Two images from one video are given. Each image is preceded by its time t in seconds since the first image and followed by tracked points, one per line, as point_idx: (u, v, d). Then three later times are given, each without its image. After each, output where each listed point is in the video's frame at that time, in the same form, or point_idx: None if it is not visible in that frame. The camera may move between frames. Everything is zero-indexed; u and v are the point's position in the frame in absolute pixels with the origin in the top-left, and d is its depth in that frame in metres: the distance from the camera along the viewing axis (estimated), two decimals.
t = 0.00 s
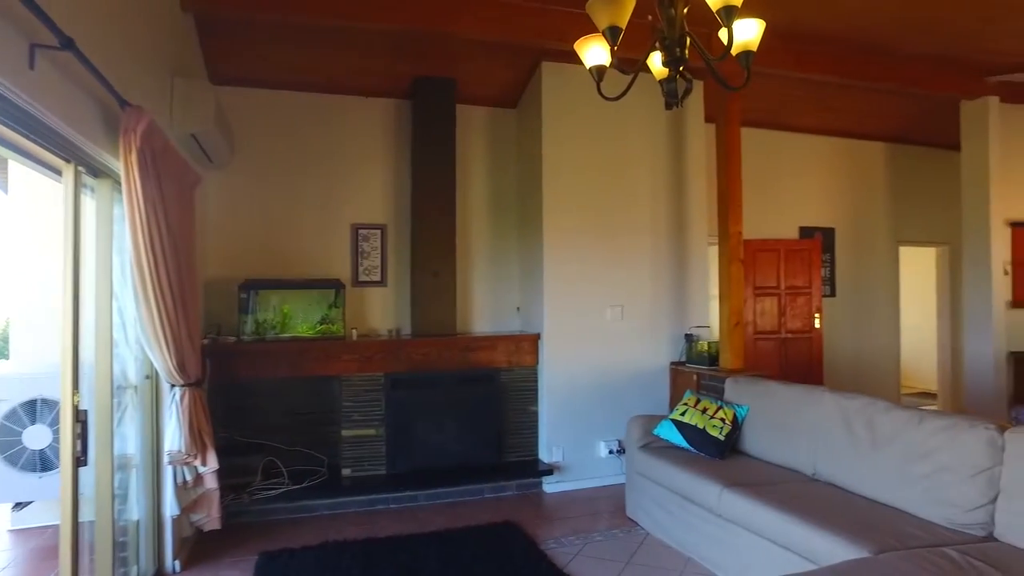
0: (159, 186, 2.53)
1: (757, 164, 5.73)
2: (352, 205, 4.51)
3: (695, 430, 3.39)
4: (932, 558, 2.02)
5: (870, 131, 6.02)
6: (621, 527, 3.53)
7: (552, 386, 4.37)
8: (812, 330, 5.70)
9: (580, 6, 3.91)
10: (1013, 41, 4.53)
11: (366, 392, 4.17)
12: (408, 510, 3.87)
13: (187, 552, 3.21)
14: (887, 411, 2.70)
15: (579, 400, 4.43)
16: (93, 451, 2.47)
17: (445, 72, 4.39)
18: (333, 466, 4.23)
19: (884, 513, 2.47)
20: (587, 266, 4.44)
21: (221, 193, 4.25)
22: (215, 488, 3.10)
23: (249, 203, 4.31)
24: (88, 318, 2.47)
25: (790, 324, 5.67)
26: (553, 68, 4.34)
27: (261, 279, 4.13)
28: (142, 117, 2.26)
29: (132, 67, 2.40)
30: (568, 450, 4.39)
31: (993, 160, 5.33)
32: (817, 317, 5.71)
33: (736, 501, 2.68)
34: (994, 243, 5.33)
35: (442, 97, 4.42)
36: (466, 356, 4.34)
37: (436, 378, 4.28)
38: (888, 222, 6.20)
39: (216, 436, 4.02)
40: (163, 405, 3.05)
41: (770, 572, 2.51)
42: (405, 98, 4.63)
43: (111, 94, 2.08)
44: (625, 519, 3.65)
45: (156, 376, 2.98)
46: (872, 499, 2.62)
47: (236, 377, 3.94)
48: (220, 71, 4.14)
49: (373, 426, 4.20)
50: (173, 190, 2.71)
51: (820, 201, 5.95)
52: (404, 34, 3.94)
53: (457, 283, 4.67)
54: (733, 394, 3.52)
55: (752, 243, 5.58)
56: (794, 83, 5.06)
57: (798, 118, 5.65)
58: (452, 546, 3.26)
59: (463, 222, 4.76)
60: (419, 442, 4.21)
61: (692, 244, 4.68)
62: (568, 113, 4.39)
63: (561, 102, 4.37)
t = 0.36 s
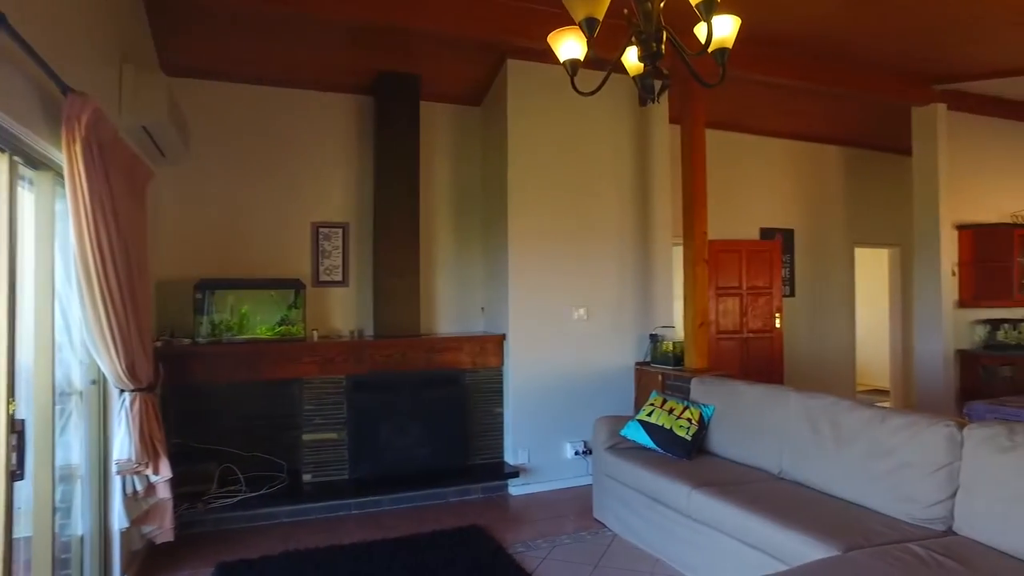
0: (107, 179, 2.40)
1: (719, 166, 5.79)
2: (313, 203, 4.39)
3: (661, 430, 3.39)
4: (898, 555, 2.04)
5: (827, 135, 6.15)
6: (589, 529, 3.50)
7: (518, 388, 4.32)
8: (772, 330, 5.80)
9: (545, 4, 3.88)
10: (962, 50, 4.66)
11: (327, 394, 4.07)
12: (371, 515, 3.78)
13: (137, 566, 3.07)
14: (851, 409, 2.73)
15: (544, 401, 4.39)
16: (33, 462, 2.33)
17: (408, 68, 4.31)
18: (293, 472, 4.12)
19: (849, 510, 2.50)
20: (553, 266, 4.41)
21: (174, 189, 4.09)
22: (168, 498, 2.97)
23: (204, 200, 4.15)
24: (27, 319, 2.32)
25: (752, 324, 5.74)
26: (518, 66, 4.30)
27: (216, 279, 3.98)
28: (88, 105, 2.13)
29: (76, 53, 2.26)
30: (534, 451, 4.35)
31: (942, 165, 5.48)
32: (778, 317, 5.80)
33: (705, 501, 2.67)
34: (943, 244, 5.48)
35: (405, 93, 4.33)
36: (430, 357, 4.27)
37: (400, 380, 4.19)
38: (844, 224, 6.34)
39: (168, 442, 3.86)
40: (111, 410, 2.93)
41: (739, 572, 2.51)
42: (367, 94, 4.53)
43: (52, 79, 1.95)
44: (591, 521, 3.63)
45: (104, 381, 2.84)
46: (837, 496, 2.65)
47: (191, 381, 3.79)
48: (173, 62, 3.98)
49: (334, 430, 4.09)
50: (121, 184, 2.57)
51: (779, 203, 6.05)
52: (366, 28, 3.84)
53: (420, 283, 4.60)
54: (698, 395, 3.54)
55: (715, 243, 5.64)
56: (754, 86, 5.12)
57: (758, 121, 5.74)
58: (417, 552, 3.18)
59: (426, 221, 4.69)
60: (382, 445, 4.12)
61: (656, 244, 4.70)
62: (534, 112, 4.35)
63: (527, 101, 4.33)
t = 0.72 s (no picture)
0: (55, 171, 2.28)
1: (685, 167, 5.84)
2: (275, 200, 4.28)
3: (631, 430, 3.38)
4: (865, 550, 2.07)
5: (790, 137, 6.26)
6: (558, 530, 3.48)
7: (486, 388, 4.27)
8: (737, 329, 5.87)
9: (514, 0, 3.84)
10: (919, 56, 4.78)
11: (291, 396, 3.98)
12: (336, 520, 3.70)
13: None
14: (818, 407, 2.76)
15: (513, 401, 4.35)
16: None
17: (375, 63, 4.23)
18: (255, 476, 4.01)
19: (815, 507, 2.52)
20: (520, 265, 4.38)
21: (129, 185, 3.94)
22: (122, 506, 2.86)
23: (160, 196, 4.01)
24: None
25: (717, 323, 5.80)
26: (486, 63, 4.25)
27: (174, 278, 3.85)
28: (32, 91, 2.01)
29: (20, 37, 2.14)
30: (502, 452, 4.31)
31: (899, 168, 5.62)
32: (743, 316, 5.88)
33: (676, 501, 2.67)
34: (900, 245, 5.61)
35: (371, 89, 4.26)
36: (397, 357, 4.20)
37: (365, 381, 4.12)
38: (805, 225, 6.46)
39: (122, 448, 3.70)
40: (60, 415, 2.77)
41: (710, 572, 2.52)
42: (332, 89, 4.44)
43: None
44: (560, 522, 3.61)
45: (51, 386, 2.70)
46: (804, 494, 2.67)
47: (148, 383, 3.66)
48: (129, 52, 3.83)
49: (297, 432, 3.99)
50: (71, 176, 2.45)
51: (743, 203, 6.14)
52: (330, 21, 3.76)
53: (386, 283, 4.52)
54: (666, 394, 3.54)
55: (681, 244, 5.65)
56: (719, 88, 5.18)
57: (723, 122, 5.80)
58: (383, 557, 3.12)
59: (393, 220, 4.61)
60: (347, 448, 4.04)
61: (624, 244, 4.71)
62: (503, 110, 4.31)
63: (495, 98, 4.29)
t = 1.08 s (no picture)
0: None
1: (655, 166, 5.87)
2: (239, 197, 4.17)
3: (602, 429, 3.37)
4: (838, 547, 2.08)
5: (756, 139, 6.34)
6: (530, 531, 3.46)
7: (456, 389, 4.22)
8: (706, 329, 5.93)
9: None
10: (881, 61, 4.87)
11: (255, 399, 3.87)
12: (303, 525, 3.61)
13: None
14: (789, 405, 2.77)
15: (483, 401, 4.31)
16: None
17: (342, 58, 4.14)
18: (218, 481, 3.90)
19: (786, 504, 2.54)
20: (491, 264, 4.33)
21: (85, 180, 3.79)
22: (76, 515, 2.74)
23: (118, 191, 3.87)
24: None
25: (686, 323, 5.85)
26: (456, 60, 4.20)
27: (133, 277, 3.71)
28: None
29: None
30: (473, 454, 4.26)
31: (862, 170, 5.73)
32: (711, 315, 5.95)
33: (649, 501, 2.66)
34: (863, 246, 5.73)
35: (338, 84, 4.17)
36: (365, 358, 4.12)
37: (332, 382, 4.03)
38: (771, 225, 6.55)
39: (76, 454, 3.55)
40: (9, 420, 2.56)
41: (684, 571, 2.51)
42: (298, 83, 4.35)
43: None
44: (532, 523, 3.59)
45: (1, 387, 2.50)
46: (775, 492, 2.69)
47: (105, 386, 3.52)
48: (84, 42, 3.69)
49: (263, 435, 3.89)
50: (18, 166, 2.33)
51: (711, 203, 6.19)
52: (296, 14, 3.67)
53: (354, 283, 4.43)
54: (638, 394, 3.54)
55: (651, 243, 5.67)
56: (689, 88, 5.21)
57: (692, 123, 5.85)
58: (351, 562, 3.04)
59: (361, 219, 4.53)
60: (314, 451, 3.95)
61: (594, 243, 4.70)
62: (473, 107, 4.27)
63: (466, 95, 4.24)
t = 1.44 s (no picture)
0: None
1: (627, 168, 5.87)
2: (204, 195, 4.05)
3: (577, 432, 3.33)
4: (818, 551, 2.07)
5: (727, 141, 6.39)
6: (504, 537, 3.40)
7: (428, 392, 4.15)
8: (678, 330, 5.95)
9: None
10: (849, 66, 4.94)
11: (220, 404, 3.75)
12: (270, 534, 3.51)
13: None
14: (764, 407, 2.77)
15: (456, 405, 4.24)
16: None
17: (311, 54, 4.05)
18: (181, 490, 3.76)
19: (763, 507, 2.53)
20: (464, 264, 4.27)
21: (38, 176, 3.63)
22: (22, 531, 2.60)
23: (74, 188, 3.72)
24: None
25: (658, 324, 5.86)
26: (429, 58, 4.14)
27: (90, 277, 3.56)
28: None
29: None
30: (445, 458, 4.19)
31: (830, 173, 5.81)
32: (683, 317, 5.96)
33: (627, 506, 2.63)
34: (831, 248, 5.80)
35: (306, 80, 4.07)
36: (335, 360, 4.02)
37: (301, 386, 3.92)
38: (742, 227, 6.61)
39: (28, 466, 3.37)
40: None
41: None
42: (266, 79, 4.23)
43: None
44: (506, 528, 3.53)
45: None
46: (751, 494, 2.68)
47: (60, 393, 3.37)
48: (38, 32, 3.53)
49: (228, 442, 3.76)
50: None
51: (683, 205, 6.22)
52: (264, 7, 3.56)
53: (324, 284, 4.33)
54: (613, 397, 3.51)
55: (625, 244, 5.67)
56: (661, 90, 5.22)
57: (664, 125, 5.87)
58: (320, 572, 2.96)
59: (331, 219, 4.43)
60: (282, 457, 3.84)
61: (568, 244, 4.68)
62: (446, 105, 4.20)
63: (439, 94, 4.17)
